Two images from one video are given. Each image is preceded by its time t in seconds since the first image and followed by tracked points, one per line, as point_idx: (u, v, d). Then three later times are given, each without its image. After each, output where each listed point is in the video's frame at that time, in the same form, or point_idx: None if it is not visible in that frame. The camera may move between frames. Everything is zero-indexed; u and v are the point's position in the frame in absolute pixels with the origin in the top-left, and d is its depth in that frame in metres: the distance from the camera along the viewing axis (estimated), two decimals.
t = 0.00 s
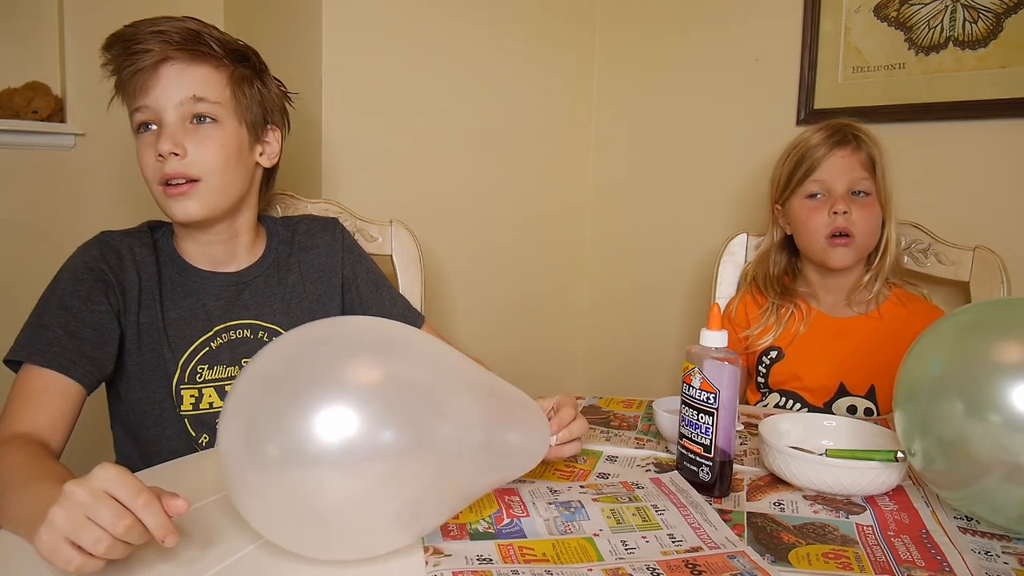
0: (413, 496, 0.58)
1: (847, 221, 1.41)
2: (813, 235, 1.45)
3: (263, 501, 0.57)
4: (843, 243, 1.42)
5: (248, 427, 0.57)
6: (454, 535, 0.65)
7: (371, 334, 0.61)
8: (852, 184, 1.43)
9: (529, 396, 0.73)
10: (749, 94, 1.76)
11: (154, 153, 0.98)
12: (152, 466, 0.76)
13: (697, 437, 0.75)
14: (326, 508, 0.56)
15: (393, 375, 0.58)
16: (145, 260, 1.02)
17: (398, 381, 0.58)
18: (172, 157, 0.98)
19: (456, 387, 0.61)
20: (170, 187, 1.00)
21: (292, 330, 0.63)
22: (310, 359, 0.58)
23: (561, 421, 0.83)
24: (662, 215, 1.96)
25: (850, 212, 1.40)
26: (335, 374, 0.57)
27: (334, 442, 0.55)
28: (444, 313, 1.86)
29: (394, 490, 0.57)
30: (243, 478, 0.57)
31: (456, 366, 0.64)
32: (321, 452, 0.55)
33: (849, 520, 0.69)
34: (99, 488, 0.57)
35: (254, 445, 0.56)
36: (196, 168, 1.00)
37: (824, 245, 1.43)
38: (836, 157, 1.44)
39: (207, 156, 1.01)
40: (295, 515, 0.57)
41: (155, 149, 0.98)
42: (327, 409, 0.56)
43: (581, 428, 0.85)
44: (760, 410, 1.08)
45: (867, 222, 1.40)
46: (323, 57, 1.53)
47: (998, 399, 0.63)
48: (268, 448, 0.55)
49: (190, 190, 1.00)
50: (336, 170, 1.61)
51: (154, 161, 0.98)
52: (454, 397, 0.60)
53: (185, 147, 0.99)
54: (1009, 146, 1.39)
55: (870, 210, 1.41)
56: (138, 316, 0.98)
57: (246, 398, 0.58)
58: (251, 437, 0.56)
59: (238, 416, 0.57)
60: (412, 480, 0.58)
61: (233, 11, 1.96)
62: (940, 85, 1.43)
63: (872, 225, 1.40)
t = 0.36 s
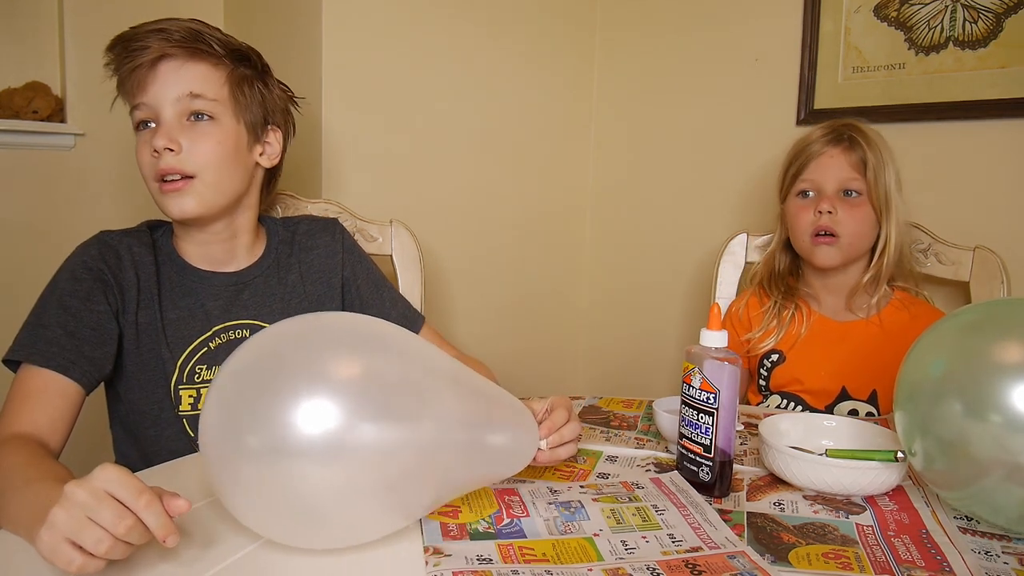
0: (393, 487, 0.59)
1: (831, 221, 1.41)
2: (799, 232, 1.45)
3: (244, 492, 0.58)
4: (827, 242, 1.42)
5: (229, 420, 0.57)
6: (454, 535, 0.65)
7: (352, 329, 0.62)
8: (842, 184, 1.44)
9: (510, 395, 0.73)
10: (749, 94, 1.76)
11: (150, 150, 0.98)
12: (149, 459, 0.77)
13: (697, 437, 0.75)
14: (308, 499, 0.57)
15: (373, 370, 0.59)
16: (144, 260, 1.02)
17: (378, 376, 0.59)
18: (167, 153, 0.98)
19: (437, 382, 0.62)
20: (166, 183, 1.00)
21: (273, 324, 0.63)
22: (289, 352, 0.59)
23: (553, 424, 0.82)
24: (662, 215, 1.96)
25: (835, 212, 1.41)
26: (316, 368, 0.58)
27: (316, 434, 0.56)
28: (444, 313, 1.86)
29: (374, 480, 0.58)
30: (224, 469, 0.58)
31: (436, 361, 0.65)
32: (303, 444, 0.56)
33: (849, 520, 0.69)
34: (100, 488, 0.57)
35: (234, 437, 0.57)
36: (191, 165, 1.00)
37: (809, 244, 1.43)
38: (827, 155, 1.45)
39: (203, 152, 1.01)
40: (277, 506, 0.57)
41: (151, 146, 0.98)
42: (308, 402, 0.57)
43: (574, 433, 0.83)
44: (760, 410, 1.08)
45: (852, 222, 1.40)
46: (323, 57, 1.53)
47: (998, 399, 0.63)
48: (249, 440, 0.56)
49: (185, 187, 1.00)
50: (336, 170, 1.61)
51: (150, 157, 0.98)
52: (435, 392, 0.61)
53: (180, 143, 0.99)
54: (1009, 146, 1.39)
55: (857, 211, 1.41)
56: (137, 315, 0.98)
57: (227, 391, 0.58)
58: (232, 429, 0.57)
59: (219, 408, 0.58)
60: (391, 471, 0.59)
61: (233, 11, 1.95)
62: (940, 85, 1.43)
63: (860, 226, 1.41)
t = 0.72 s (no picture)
0: (374, 484, 0.60)
1: (821, 221, 1.41)
2: (790, 233, 1.45)
3: (226, 488, 0.58)
4: (818, 241, 1.41)
5: (210, 416, 0.57)
6: (454, 534, 0.65)
7: (337, 327, 0.62)
8: (834, 184, 1.43)
9: (495, 400, 0.72)
10: (749, 95, 1.76)
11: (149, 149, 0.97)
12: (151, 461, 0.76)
13: (697, 437, 0.75)
14: (291, 495, 0.57)
15: (357, 368, 0.59)
16: (143, 260, 1.02)
17: (362, 374, 0.59)
18: (165, 152, 0.97)
19: (420, 382, 0.62)
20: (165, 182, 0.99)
21: (257, 322, 0.64)
22: (273, 349, 0.59)
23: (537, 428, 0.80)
24: (662, 215, 1.96)
25: (825, 212, 1.41)
26: (299, 365, 0.58)
27: (298, 431, 0.56)
28: (444, 314, 1.86)
29: (356, 477, 0.58)
30: (207, 465, 0.58)
31: (421, 361, 0.65)
32: (285, 440, 0.56)
33: (849, 520, 0.69)
34: (104, 488, 0.57)
35: (216, 433, 0.57)
36: (190, 164, 0.99)
37: (800, 243, 1.43)
38: (820, 155, 1.46)
39: (201, 152, 1.00)
40: (258, 502, 0.57)
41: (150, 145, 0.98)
42: (291, 399, 0.57)
43: (563, 435, 0.81)
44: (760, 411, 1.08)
45: (843, 223, 1.41)
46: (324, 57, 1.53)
47: (998, 399, 0.63)
48: (231, 436, 0.56)
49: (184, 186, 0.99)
50: (336, 170, 1.61)
51: (149, 157, 0.98)
52: (419, 391, 0.62)
53: (178, 143, 0.98)
54: (1009, 146, 1.39)
55: (848, 211, 1.41)
56: (137, 315, 0.98)
57: (209, 387, 0.59)
58: (213, 425, 0.57)
59: (201, 404, 0.58)
60: (373, 468, 0.59)
61: (233, 11, 1.95)
62: (940, 85, 1.43)
63: (850, 226, 1.41)
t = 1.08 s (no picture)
0: (380, 483, 0.60)
1: (815, 222, 1.41)
2: (784, 235, 1.46)
3: (232, 486, 0.58)
4: (812, 242, 1.41)
5: (216, 415, 0.57)
6: (454, 535, 0.65)
7: (339, 326, 0.62)
8: (828, 185, 1.43)
9: (511, 399, 0.73)
10: (749, 95, 1.76)
11: (176, 149, 0.97)
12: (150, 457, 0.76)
13: (697, 437, 0.75)
14: (297, 492, 0.57)
15: (361, 365, 0.59)
16: (141, 262, 1.02)
17: (366, 371, 0.59)
18: (196, 153, 0.98)
19: (424, 379, 0.62)
20: (190, 182, 0.99)
21: (258, 321, 0.64)
22: (277, 348, 0.59)
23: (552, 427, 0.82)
24: (662, 215, 1.96)
25: (820, 213, 1.41)
26: (303, 363, 0.58)
27: (304, 428, 0.56)
28: (444, 314, 1.86)
29: (363, 473, 0.59)
30: (213, 463, 0.58)
31: (424, 358, 0.65)
32: (291, 438, 0.56)
33: (849, 520, 0.69)
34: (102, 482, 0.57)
35: (222, 431, 0.57)
36: (219, 164, 1.00)
37: (794, 245, 1.44)
38: (814, 156, 1.45)
39: (230, 152, 1.01)
40: (265, 500, 0.57)
41: (178, 145, 0.97)
42: (296, 397, 0.57)
43: (573, 437, 0.82)
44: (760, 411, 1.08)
45: (837, 224, 1.41)
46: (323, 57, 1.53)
47: (998, 399, 0.63)
48: (236, 434, 0.56)
49: (212, 185, 1.00)
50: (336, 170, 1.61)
51: (176, 157, 0.97)
52: (423, 388, 0.62)
53: (208, 143, 0.99)
54: (1009, 146, 1.39)
55: (842, 212, 1.41)
56: (135, 317, 0.98)
57: (215, 384, 0.59)
58: (219, 423, 0.57)
59: (205, 403, 0.58)
60: (379, 465, 0.59)
61: (233, 11, 1.96)
62: (940, 85, 1.43)
63: (843, 226, 1.41)
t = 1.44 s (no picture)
0: (401, 485, 0.60)
1: (818, 224, 1.41)
2: (786, 237, 1.45)
3: (255, 486, 0.58)
4: (814, 245, 1.41)
5: (241, 416, 0.58)
6: (454, 534, 0.65)
7: (360, 328, 0.62)
8: (830, 186, 1.43)
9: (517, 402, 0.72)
10: (749, 95, 1.76)
11: (212, 144, 0.99)
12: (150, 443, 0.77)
13: (697, 437, 0.75)
14: (319, 493, 0.58)
15: (381, 367, 0.59)
16: (138, 263, 1.02)
17: (386, 373, 0.59)
18: (231, 148, 0.99)
19: (445, 381, 0.62)
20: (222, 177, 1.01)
21: (280, 322, 0.64)
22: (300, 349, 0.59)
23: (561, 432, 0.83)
24: (662, 215, 1.96)
25: (822, 216, 1.41)
26: (325, 365, 0.58)
27: (325, 430, 0.57)
28: (444, 314, 1.86)
29: (384, 476, 0.58)
30: (236, 464, 0.59)
31: (442, 360, 0.65)
32: (312, 440, 0.57)
33: (849, 520, 0.69)
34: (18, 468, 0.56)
35: (246, 432, 0.57)
36: (250, 160, 1.02)
37: (797, 247, 1.44)
38: (816, 158, 1.45)
39: (259, 148, 1.03)
40: (287, 500, 0.58)
41: (212, 140, 0.99)
42: (317, 399, 0.57)
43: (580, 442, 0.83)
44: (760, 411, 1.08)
45: (839, 225, 1.41)
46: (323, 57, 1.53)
47: (998, 399, 0.63)
48: (260, 435, 0.57)
49: (242, 180, 1.02)
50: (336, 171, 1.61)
51: (211, 152, 0.99)
52: (444, 390, 0.61)
53: (243, 139, 1.01)
54: (1009, 146, 1.39)
55: (844, 214, 1.41)
56: (133, 319, 0.98)
57: (240, 382, 0.59)
58: (243, 424, 0.58)
59: (230, 403, 0.59)
60: (399, 467, 0.59)
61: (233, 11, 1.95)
62: (940, 86, 1.43)
63: (846, 228, 1.41)
